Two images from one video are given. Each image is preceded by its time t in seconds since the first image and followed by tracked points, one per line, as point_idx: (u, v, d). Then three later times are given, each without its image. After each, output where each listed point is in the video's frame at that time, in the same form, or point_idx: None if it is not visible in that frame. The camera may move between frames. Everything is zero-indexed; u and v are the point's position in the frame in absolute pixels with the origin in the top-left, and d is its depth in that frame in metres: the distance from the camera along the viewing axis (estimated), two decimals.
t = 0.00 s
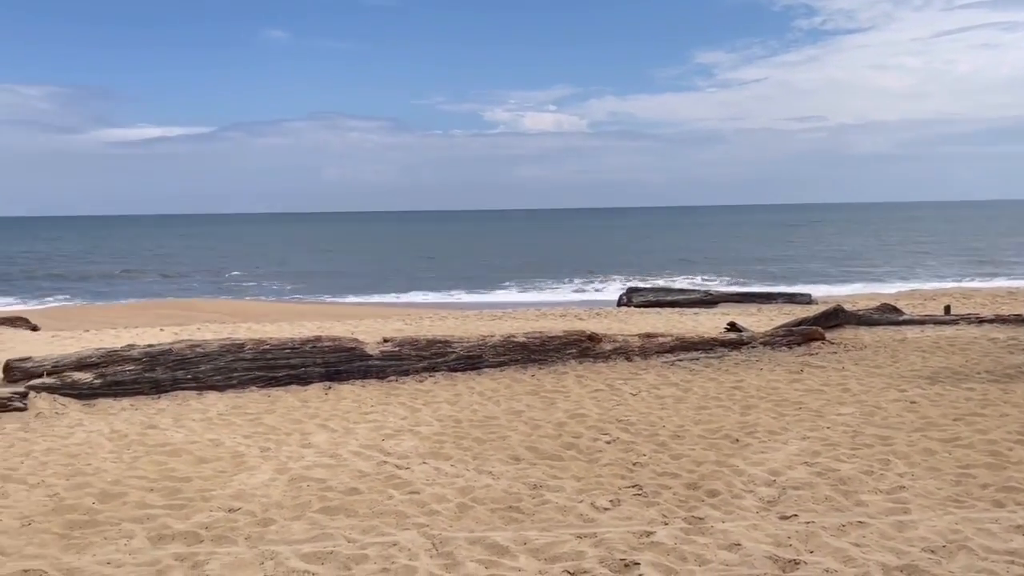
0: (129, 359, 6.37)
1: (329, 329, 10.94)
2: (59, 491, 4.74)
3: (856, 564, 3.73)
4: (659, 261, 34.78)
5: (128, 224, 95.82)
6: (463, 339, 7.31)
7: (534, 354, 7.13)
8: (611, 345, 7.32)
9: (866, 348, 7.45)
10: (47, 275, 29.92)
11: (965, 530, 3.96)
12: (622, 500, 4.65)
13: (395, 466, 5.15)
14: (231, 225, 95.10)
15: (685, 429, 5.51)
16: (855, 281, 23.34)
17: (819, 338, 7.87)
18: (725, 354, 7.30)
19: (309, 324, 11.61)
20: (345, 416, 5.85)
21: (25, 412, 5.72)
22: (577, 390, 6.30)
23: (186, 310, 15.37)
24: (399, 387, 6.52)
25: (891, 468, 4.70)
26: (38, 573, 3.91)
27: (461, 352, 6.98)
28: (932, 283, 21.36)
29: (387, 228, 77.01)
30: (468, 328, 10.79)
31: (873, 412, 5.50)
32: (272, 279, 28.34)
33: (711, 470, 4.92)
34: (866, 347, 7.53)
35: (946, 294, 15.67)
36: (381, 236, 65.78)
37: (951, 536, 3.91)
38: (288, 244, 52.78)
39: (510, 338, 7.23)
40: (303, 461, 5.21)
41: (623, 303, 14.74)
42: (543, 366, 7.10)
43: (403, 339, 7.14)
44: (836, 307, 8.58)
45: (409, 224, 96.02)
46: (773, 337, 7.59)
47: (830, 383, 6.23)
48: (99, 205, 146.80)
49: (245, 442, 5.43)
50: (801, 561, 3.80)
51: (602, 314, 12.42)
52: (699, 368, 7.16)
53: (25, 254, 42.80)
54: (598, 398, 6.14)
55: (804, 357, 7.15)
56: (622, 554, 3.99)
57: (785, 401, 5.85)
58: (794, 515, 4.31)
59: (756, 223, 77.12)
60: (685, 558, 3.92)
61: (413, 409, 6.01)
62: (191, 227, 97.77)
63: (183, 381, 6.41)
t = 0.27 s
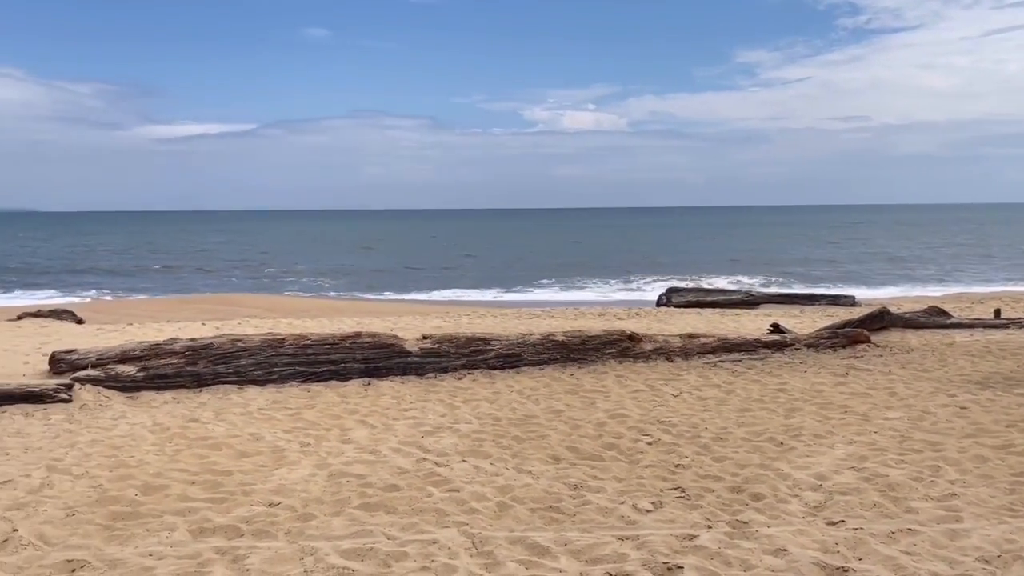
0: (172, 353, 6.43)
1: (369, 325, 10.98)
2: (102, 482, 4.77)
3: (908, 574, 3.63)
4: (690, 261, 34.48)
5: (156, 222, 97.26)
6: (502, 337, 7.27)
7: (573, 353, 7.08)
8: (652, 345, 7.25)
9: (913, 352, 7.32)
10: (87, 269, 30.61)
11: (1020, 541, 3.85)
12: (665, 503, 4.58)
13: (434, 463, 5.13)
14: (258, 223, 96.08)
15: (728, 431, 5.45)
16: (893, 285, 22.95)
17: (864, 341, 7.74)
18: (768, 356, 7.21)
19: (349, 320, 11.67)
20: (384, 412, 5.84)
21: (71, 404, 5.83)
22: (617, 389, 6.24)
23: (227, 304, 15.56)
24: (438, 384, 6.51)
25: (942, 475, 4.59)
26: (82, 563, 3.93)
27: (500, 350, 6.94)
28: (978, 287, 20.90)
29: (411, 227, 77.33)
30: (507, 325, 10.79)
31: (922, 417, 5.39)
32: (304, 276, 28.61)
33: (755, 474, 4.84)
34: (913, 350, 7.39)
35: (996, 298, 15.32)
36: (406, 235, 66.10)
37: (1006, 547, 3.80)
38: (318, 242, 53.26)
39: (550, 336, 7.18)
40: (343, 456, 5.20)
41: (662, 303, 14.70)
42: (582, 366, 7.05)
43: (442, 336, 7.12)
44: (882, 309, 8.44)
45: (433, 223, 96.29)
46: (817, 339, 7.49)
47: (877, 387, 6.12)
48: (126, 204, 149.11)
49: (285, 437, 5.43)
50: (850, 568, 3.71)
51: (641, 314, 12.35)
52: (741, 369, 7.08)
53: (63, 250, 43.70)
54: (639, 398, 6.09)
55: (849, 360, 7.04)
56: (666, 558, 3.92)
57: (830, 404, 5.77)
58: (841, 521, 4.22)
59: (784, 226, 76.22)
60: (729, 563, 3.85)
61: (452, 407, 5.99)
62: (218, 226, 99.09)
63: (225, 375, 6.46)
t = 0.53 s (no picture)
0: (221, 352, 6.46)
1: (412, 325, 11.03)
2: (152, 480, 4.80)
3: None
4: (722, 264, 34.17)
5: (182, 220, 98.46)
6: (547, 338, 7.24)
7: (619, 356, 7.03)
8: (699, 349, 7.20)
9: (970, 360, 7.21)
10: (131, 264, 31.26)
11: None
12: (716, 511, 4.52)
13: (481, 466, 5.11)
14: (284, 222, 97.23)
15: (779, 439, 5.45)
16: (934, 290, 22.57)
17: (916, 347, 7.64)
18: (820, 362, 7.16)
19: (394, 320, 11.76)
20: (430, 414, 5.85)
21: (122, 400, 5.91)
22: (664, 394, 6.24)
23: (274, 301, 15.79)
24: (483, 385, 6.52)
25: (1004, 488, 4.50)
26: (134, 562, 3.94)
27: (545, 353, 6.92)
28: None
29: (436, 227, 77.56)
30: (552, 327, 10.81)
31: (981, 428, 5.33)
32: (337, 274, 28.87)
33: (809, 483, 4.78)
34: (969, 358, 7.28)
35: None
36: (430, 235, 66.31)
37: None
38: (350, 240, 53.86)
39: (595, 339, 7.15)
40: (390, 458, 5.19)
41: (708, 307, 14.71)
42: (628, 369, 7.02)
43: (487, 337, 7.11)
44: (936, 314, 8.32)
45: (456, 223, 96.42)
46: (869, 344, 7.42)
47: (932, 396, 6.05)
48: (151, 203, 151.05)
49: (331, 437, 5.45)
50: None
51: (687, 317, 12.28)
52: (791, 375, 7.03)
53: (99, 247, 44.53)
54: (687, 403, 6.07)
55: (903, 367, 6.96)
56: (718, 569, 3.87)
57: (885, 413, 5.74)
58: (900, 535, 4.13)
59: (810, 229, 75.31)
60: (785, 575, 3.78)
61: (497, 409, 5.99)
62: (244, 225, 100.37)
63: (273, 374, 6.50)
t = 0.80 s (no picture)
0: (273, 352, 6.60)
1: (462, 328, 11.08)
2: (206, 480, 4.80)
3: None
4: (762, 267, 33.85)
5: (214, 221, 100.07)
6: (597, 342, 7.22)
7: (671, 362, 6.97)
8: (753, 355, 7.10)
9: None
10: (178, 264, 31.97)
11: None
12: (774, 523, 4.41)
13: (533, 472, 5.06)
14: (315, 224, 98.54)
15: (838, 449, 5.36)
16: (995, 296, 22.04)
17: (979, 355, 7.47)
18: (877, 370, 7.06)
19: (444, 322, 11.83)
20: (480, 418, 5.86)
21: (176, 400, 6.05)
22: (718, 401, 6.18)
23: (325, 303, 16.00)
24: (533, 390, 6.53)
25: None
26: (187, 563, 3.92)
27: (595, 357, 6.90)
28: None
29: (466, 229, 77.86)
30: (603, 331, 10.81)
31: None
32: (377, 276, 29.13)
33: (870, 495, 4.66)
34: None
35: None
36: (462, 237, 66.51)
37: None
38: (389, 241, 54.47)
39: (647, 343, 7.10)
40: (441, 461, 5.17)
41: (760, 312, 14.68)
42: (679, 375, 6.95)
43: (537, 341, 7.10)
44: (999, 321, 8.13)
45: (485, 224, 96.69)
46: (929, 351, 7.29)
47: (997, 405, 6.03)
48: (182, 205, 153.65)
49: (382, 440, 5.45)
50: None
51: (739, 322, 12.16)
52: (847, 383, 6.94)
53: (142, 247, 45.55)
54: (742, 411, 6.03)
55: (965, 377, 6.82)
56: None
57: (947, 424, 5.66)
58: (968, 551, 4.00)
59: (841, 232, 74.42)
60: None
61: (548, 414, 5.98)
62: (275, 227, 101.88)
63: (323, 375, 6.62)
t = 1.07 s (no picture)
0: (328, 356, 6.66)
1: (515, 333, 11.10)
2: (261, 483, 4.80)
3: None
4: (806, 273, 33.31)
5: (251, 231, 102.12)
6: (650, 349, 7.15)
7: (727, 369, 6.88)
8: (812, 363, 7.00)
9: None
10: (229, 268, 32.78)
11: None
12: (835, 537, 4.25)
13: (586, 480, 4.96)
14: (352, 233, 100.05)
15: (901, 461, 5.18)
16: None
17: None
18: (940, 380, 6.88)
19: (496, 327, 11.85)
20: (533, 424, 5.82)
21: (233, 403, 6.15)
22: (775, 411, 6.06)
23: (378, 307, 16.20)
24: (586, 397, 6.49)
25: None
26: (242, 567, 3.88)
27: (650, 364, 6.85)
28: None
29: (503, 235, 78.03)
30: (657, 336, 10.73)
31: None
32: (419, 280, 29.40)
33: (936, 510, 4.49)
34: None
35: None
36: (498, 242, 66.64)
37: None
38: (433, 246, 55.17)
39: (702, 350, 7.03)
40: (493, 468, 5.11)
41: (818, 318, 14.56)
42: (736, 383, 6.87)
43: (590, 346, 7.06)
44: None
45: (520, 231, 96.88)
46: (994, 361, 7.14)
47: None
48: (219, 216, 156.95)
49: (435, 445, 5.42)
50: None
51: (796, 329, 11.96)
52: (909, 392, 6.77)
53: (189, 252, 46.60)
54: (800, 421, 5.89)
55: None
56: None
57: (1017, 436, 5.48)
58: None
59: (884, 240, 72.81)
60: None
61: (601, 421, 5.92)
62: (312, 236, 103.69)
63: (377, 379, 6.66)
